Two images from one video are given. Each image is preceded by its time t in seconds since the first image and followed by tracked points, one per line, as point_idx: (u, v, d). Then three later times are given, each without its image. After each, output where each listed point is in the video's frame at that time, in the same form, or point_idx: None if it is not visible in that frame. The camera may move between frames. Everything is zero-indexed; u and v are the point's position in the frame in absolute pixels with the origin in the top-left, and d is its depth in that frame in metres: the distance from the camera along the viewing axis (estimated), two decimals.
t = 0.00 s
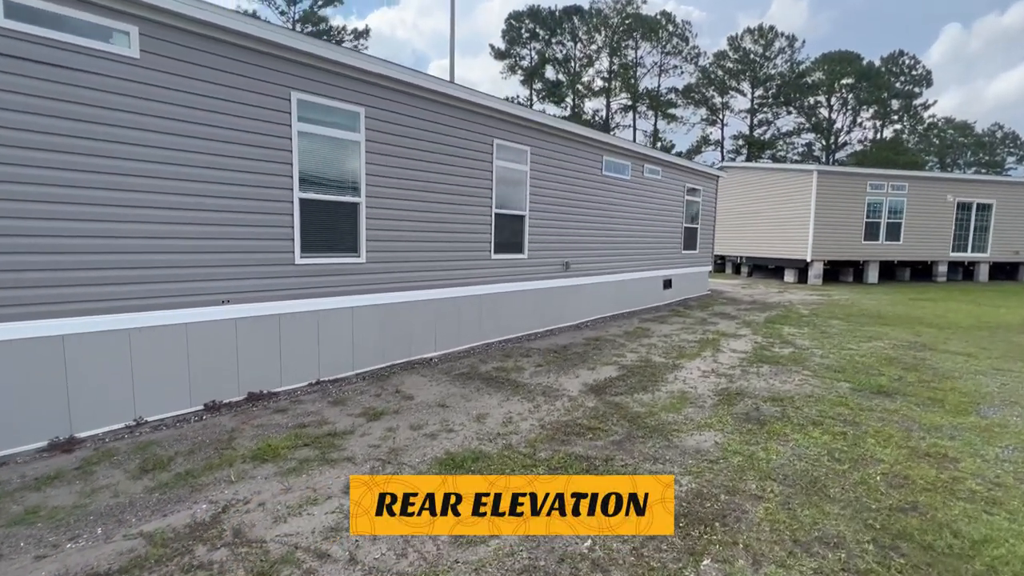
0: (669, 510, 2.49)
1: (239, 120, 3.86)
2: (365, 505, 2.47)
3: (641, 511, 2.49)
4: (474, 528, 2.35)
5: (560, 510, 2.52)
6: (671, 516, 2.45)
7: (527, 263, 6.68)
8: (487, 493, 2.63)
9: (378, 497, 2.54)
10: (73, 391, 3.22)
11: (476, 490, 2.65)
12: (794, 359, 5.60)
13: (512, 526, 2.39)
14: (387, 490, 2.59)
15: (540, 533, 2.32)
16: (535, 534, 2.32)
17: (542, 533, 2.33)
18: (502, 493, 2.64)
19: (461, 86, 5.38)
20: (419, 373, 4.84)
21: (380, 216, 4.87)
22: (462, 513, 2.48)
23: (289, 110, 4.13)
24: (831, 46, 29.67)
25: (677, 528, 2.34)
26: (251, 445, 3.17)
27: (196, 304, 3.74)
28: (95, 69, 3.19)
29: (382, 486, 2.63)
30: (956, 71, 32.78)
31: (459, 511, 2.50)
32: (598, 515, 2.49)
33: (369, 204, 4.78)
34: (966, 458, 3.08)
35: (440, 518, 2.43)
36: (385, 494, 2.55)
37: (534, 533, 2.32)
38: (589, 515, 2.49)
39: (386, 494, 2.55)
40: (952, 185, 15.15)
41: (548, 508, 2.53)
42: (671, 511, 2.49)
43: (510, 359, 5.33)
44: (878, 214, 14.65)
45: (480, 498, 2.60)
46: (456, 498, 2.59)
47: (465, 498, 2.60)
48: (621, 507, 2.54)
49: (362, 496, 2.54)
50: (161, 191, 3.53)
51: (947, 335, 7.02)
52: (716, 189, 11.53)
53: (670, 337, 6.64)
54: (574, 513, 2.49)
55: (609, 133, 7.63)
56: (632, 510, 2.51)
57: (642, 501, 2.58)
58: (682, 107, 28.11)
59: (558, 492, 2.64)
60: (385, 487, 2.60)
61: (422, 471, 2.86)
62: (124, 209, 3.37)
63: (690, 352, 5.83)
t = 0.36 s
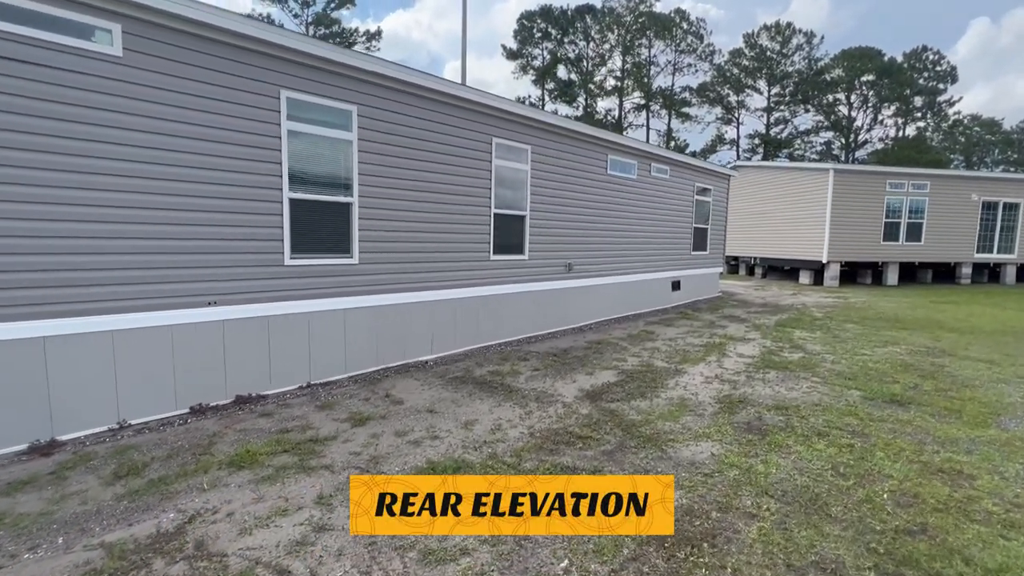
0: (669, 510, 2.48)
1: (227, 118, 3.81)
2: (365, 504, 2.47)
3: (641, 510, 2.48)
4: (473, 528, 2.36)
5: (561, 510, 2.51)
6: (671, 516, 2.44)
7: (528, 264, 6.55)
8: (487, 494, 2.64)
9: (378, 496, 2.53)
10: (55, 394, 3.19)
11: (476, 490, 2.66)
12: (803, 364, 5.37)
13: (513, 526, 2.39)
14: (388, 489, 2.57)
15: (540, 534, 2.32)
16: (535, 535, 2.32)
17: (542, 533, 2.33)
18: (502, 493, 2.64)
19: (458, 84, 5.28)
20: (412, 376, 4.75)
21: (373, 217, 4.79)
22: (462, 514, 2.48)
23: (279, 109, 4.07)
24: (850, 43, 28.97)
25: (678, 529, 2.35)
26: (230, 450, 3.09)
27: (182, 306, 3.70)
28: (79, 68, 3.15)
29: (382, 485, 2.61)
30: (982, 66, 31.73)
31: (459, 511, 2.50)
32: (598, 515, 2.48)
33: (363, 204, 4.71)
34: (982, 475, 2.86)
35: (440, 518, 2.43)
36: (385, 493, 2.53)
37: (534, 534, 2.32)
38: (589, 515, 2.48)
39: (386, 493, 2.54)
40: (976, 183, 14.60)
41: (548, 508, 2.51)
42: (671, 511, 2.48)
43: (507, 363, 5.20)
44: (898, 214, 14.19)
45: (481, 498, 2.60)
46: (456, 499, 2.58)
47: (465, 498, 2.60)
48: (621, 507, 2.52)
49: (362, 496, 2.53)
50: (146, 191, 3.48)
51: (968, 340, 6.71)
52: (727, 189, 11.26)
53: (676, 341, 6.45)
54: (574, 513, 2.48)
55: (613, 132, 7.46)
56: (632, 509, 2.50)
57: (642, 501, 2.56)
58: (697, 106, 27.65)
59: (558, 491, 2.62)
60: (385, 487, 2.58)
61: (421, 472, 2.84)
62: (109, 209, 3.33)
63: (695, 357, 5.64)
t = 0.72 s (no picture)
0: (670, 511, 2.44)
1: (218, 118, 3.83)
2: (365, 504, 2.44)
3: (641, 510, 2.44)
4: (475, 530, 2.34)
5: (560, 510, 2.48)
6: (672, 516, 2.41)
7: (526, 264, 6.51)
8: (487, 494, 2.60)
9: (379, 496, 2.49)
10: (44, 391, 3.22)
11: (476, 490, 2.62)
12: (805, 368, 5.24)
13: (513, 528, 2.36)
14: (388, 489, 2.54)
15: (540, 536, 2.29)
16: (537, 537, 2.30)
17: (543, 535, 2.31)
18: (502, 493, 2.61)
19: (453, 82, 5.26)
20: (404, 376, 4.73)
21: (365, 216, 4.78)
22: (462, 514, 2.45)
23: (270, 108, 4.08)
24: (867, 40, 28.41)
25: (678, 530, 2.32)
26: (214, 449, 3.10)
27: (172, 305, 3.72)
28: (69, 69, 3.18)
29: (382, 485, 2.56)
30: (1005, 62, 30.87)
31: (459, 511, 2.46)
32: (598, 516, 2.44)
33: (355, 203, 4.70)
34: (981, 484, 2.75)
35: (441, 519, 2.40)
36: (385, 493, 2.49)
37: (535, 536, 2.30)
38: (589, 515, 2.45)
39: (386, 493, 2.50)
40: (995, 182, 14.20)
41: (548, 508, 2.49)
42: (672, 512, 2.45)
43: (501, 363, 5.16)
44: (912, 214, 13.85)
45: (480, 498, 2.56)
46: (456, 498, 2.54)
47: (465, 498, 2.56)
48: (621, 507, 2.48)
49: (361, 496, 2.50)
50: (135, 191, 3.50)
51: (981, 343, 6.50)
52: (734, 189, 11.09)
53: (676, 342, 6.35)
54: (574, 514, 2.45)
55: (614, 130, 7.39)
56: (632, 509, 2.46)
57: (642, 501, 2.50)
58: (708, 105, 27.33)
59: (558, 491, 2.59)
60: (385, 487, 2.55)
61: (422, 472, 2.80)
62: (98, 208, 3.36)
63: (694, 359, 5.54)
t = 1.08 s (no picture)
0: (669, 510, 2.42)
1: (216, 119, 3.93)
2: (365, 504, 2.42)
3: (641, 510, 2.41)
4: (475, 530, 2.31)
5: (561, 510, 2.46)
6: (671, 517, 2.38)
7: (524, 264, 6.54)
8: (487, 494, 2.58)
9: (378, 496, 2.47)
10: (48, 383, 3.35)
11: (476, 490, 2.60)
12: (803, 368, 5.20)
13: (514, 528, 2.34)
14: (388, 489, 2.52)
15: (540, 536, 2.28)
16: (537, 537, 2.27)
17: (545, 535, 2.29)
18: (502, 493, 2.59)
19: (449, 83, 5.31)
20: (399, 374, 4.80)
21: (362, 216, 4.86)
22: (462, 514, 2.42)
23: (267, 110, 4.18)
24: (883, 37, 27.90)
25: (679, 530, 2.30)
26: (206, 441, 3.19)
27: (172, 301, 3.83)
28: (71, 74, 3.31)
29: (381, 485, 2.54)
30: None
31: (459, 512, 2.43)
32: (598, 516, 2.42)
33: (352, 203, 4.78)
34: (967, 486, 2.71)
35: (441, 519, 2.37)
36: (385, 493, 2.47)
37: (535, 535, 2.29)
38: (589, 516, 2.43)
39: (386, 493, 2.48)
40: (1012, 181, 13.86)
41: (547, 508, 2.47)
42: (672, 511, 2.43)
43: (496, 362, 5.21)
44: (926, 214, 13.59)
45: (480, 498, 2.55)
46: (456, 498, 2.51)
47: (465, 498, 2.54)
48: (621, 507, 2.45)
49: (361, 496, 2.48)
50: (136, 191, 3.62)
51: (990, 345, 6.37)
52: (741, 188, 11.00)
53: (674, 342, 6.33)
54: (574, 514, 2.44)
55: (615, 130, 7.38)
56: (632, 509, 2.43)
57: (642, 501, 2.48)
58: (720, 104, 27.04)
59: (558, 491, 2.57)
60: (385, 487, 2.52)
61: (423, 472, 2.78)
62: (100, 207, 3.48)
63: (691, 359, 5.52)
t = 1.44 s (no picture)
0: (669, 510, 2.52)
1: (232, 131, 4.14)
2: (365, 504, 2.52)
3: (641, 510, 2.51)
4: (474, 529, 2.39)
5: (560, 509, 2.56)
6: (671, 516, 2.47)
7: (530, 267, 6.68)
8: (487, 494, 2.68)
9: (378, 496, 2.58)
10: (75, 380, 3.58)
11: (476, 491, 2.70)
12: (803, 371, 5.24)
13: (513, 526, 2.43)
14: (388, 489, 2.64)
15: (541, 533, 2.37)
16: (536, 535, 2.35)
17: (544, 533, 2.37)
18: (502, 493, 2.69)
19: (455, 92, 5.47)
20: (405, 374, 4.97)
21: (370, 221, 5.04)
22: (462, 513, 2.51)
23: (280, 121, 4.38)
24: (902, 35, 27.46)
25: (678, 529, 2.38)
26: (221, 436, 3.38)
27: (190, 304, 4.04)
28: (98, 90, 3.54)
29: (381, 485, 2.66)
30: None
31: (459, 511, 2.53)
32: (598, 515, 2.52)
33: (360, 208, 4.97)
34: (951, 487, 2.78)
35: (440, 518, 2.47)
36: (385, 494, 2.59)
37: (535, 535, 2.36)
38: (588, 515, 2.52)
39: (385, 494, 2.59)
40: None
41: (548, 508, 2.57)
42: (671, 511, 2.53)
43: (499, 363, 5.35)
44: (941, 216, 13.40)
45: (480, 498, 2.64)
46: (456, 498, 2.62)
47: (465, 498, 2.64)
48: (621, 507, 2.56)
49: (361, 496, 2.58)
50: (157, 199, 3.83)
51: (998, 349, 6.33)
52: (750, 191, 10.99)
53: (678, 345, 6.40)
54: (574, 514, 2.53)
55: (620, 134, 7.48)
56: (632, 510, 2.53)
57: (641, 501, 2.59)
58: (734, 104, 26.85)
59: (558, 492, 2.68)
60: (384, 487, 2.64)
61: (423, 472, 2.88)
62: (124, 214, 3.70)
63: (692, 361, 5.60)
